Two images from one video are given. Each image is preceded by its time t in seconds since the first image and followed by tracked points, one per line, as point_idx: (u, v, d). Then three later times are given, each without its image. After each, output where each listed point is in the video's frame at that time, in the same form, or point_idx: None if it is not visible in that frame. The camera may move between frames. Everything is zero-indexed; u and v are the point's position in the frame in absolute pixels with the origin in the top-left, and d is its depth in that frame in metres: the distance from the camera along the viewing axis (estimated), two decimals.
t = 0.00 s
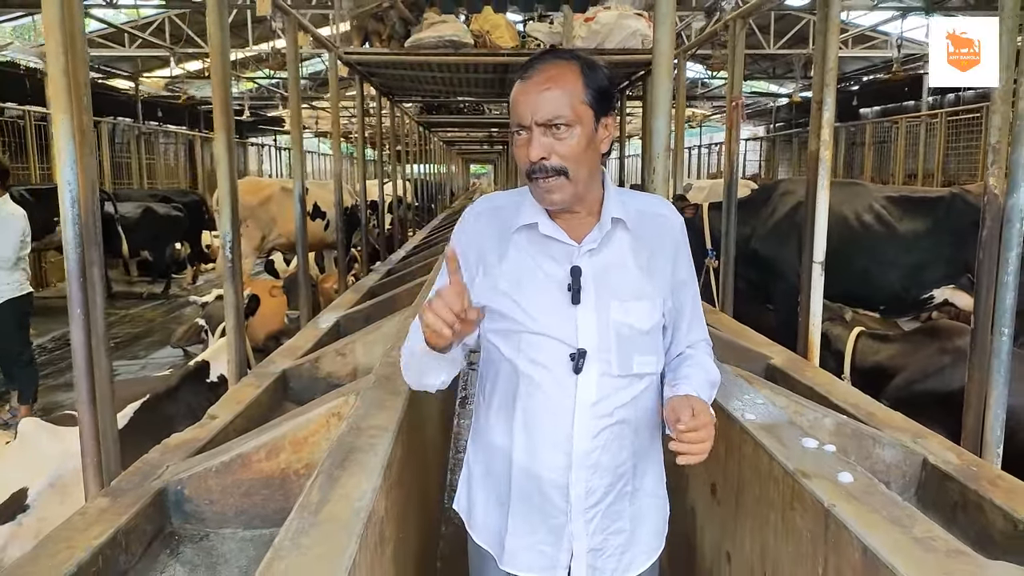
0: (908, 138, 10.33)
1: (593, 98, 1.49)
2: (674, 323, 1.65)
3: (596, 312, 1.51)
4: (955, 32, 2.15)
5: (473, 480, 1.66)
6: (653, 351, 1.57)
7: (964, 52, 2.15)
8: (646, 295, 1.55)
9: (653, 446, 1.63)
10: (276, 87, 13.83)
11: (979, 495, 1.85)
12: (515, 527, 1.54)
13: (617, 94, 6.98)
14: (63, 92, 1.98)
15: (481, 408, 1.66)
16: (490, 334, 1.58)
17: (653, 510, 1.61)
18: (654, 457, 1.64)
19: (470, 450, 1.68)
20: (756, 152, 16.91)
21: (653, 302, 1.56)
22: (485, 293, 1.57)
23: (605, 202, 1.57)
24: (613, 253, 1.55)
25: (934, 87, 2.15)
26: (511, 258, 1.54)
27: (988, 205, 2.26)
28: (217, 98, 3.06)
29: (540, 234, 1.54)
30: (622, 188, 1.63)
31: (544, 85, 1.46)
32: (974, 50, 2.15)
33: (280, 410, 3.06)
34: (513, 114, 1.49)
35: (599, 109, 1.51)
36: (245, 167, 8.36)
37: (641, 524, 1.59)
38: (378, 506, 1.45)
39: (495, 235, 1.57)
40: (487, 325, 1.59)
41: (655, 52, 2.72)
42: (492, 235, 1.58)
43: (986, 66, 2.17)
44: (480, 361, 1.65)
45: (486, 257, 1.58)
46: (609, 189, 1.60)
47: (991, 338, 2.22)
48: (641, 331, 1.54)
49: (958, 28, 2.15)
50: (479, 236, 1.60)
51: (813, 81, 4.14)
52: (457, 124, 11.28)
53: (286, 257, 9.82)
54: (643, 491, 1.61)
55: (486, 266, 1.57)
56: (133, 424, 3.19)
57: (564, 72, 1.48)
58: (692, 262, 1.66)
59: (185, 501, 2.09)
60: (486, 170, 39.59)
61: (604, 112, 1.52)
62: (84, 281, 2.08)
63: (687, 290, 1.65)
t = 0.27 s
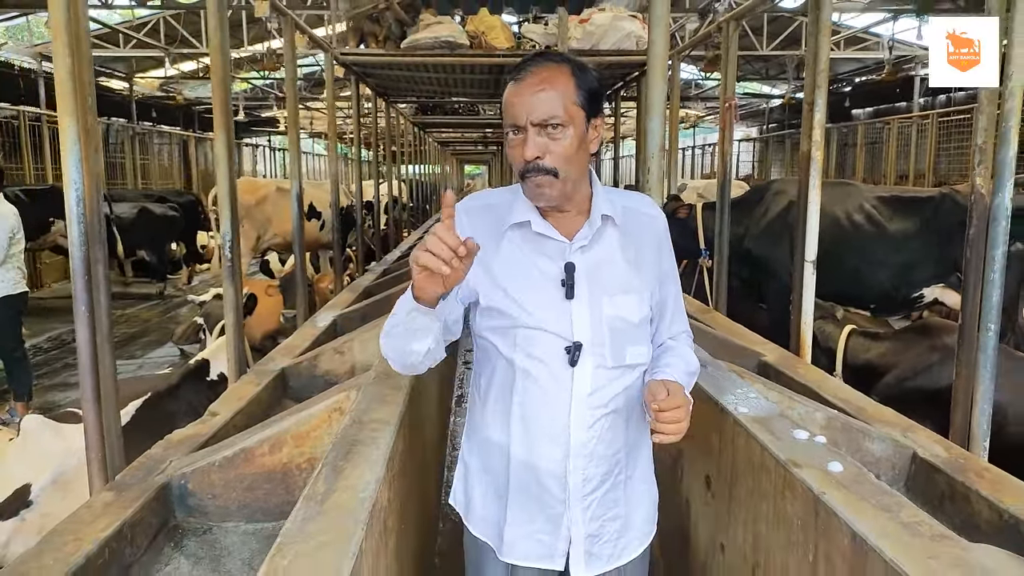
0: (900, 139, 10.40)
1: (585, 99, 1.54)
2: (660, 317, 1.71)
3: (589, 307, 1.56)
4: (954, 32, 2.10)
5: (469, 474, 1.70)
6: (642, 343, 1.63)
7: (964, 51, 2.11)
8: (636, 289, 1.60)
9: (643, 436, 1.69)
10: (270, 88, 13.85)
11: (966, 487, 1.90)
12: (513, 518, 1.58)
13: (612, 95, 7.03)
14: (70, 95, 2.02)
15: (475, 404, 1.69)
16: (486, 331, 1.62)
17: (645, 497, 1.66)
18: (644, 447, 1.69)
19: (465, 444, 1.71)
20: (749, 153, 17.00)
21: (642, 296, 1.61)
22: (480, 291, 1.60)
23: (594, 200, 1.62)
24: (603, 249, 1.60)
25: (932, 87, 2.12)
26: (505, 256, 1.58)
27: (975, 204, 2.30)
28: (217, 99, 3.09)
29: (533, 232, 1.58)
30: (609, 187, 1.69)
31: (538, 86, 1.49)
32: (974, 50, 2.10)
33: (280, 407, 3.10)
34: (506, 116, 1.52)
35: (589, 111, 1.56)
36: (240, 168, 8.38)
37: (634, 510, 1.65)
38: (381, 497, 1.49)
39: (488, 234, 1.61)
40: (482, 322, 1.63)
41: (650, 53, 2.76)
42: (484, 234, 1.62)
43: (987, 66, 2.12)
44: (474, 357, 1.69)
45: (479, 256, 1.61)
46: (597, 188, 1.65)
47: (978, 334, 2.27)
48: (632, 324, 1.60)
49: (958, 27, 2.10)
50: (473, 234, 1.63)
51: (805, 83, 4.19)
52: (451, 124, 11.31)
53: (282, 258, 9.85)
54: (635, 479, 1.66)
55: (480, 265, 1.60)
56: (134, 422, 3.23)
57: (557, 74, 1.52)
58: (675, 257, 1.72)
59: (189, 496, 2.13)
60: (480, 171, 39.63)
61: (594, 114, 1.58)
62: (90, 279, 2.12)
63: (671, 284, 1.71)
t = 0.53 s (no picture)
0: (890, 140, 10.49)
1: (573, 100, 1.58)
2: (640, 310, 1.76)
3: (577, 304, 1.60)
4: (955, 32, 2.11)
5: (459, 470, 1.72)
6: (627, 336, 1.68)
7: (964, 52, 2.11)
8: (619, 284, 1.65)
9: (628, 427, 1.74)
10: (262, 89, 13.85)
11: (951, 478, 1.95)
12: (507, 511, 1.61)
13: (604, 96, 7.07)
14: (72, 95, 2.04)
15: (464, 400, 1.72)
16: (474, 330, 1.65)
17: (630, 483, 1.72)
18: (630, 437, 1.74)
19: (454, 440, 1.74)
20: (741, 154, 17.08)
21: (626, 290, 1.66)
22: (469, 291, 1.62)
23: (577, 199, 1.66)
24: (589, 247, 1.64)
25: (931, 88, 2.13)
26: (492, 255, 1.61)
27: (960, 202, 2.35)
28: (214, 100, 3.12)
29: (520, 232, 1.61)
30: (590, 185, 1.73)
31: (530, 87, 1.53)
32: (975, 50, 2.10)
33: (277, 405, 3.13)
34: (498, 117, 1.55)
35: (576, 111, 1.60)
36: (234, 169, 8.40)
37: (621, 495, 1.70)
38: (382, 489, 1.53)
39: (472, 235, 1.62)
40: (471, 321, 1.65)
41: (643, 54, 2.80)
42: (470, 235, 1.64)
43: (987, 66, 2.12)
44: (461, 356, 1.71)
45: (466, 257, 1.63)
46: (579, 187, 1.69)
47: (963, 329, 2.33)
48: (618, 318, 1.65)
49: (959, 28, 2.11)
50: (455, 237, 1.63)
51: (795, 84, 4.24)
52: (444, 125, 11.34)
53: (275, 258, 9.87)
54: (621, 467, 1.71)
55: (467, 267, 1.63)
56: (132, 420, 3.25)
57: (547, 76, 1.55)
58: (652, 252, 1.77)
59: (190, 490, 2.16)
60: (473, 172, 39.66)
61: (580, 114, 1.62)
62: (92, 277, 2.15)
63: (649, 278, 1.77)
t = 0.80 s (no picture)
0: (883, 139, 10.55)
1: (552, 98, 1.61)
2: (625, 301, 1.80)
3: (565, 296, 1.63)
4: (955, 32, 2.13)
5: (451, 463, 1.75)
6: (614, 326, 1.72)
7: (964, 52, 2.13)
8: (604, 275, 1.69)
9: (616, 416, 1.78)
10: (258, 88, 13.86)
11: (941, 469, 1.99)
12: (501, 501, 1.64)
13: (599, 95, 7.11)
14: (74, 93, 2.07)
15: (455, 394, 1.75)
16: (463, 325, 1.68)
17: (619, 470, 1.76)
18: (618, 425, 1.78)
19: (446, 434, 1.77)
20: (735, 153, 17.15)
21: (611, 281, 1.70)
22: (459, 288, 1.66)
23: (561, 194, 1.69)
24: (574, 240, 1.67)
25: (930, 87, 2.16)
26: (480, 252, 1.64)
27: (949, 199, 2.38)
28: (212, 98, 3.14)
29: (506, 228, 1.64)
30: (572, 180, 1.77)
31: (511, 88, 1.56)
32: (974, 50, 2.13)
33: (276, 400, 3.15)
34: (479, 119, 1.59)
35: (556, 109, 1.63)
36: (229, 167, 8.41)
37: (610, 481, 1.74)
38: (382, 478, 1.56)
39: (460, 233, 1.66)
40: (460, 316, 1.68)
41: (638, 52, 2.83)
42: (458, 233, 1.66)
43: (987, 66, 2.13)
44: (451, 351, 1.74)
45: (455, 254, 1.66)
46: (562, 182, 1.73)
47: (952, 322, 2.37)
48: (604, 308, 1.68)
49: (959, 27, 2.13)
50: (443, 235, 1.67)
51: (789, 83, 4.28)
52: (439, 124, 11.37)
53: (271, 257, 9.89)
54: (610, 454, 1.75)
55: (456, 263, 1.66)
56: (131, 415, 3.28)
57: (526, 76, 1.58)
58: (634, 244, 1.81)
59: (192, 483, 2.18)
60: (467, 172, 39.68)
61: (560, 111, 1.65)
62: (94, 273, 2.18)
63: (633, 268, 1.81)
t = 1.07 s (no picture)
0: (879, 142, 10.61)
1: (538, 100, 1.65)
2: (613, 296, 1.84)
3: (555, 293, 1.68)
4: (954, 32, 2.05)
5: (447, 457, 1.79)
6: (603, 320, 1.76)
7: (964, 51, 2.05)
8: (593, 271, 1.73)
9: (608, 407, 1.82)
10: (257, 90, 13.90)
11: (932, 463, 2.03)
12: (497, 493, 1.69)
13: (598, 98, 7.16)
14: (83, 95, 2.12)
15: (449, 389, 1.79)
16: (457, 322, 1.72)
17: (611, 461, 1.81)
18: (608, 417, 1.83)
19: (442, 428, 1.81)
20: (733, 155, 17.22)
21: (599, 276, 1.75)
22: (451, 286, 1.70)
23: (549, 193, 1.74)
24: (562, 238, 1.72)
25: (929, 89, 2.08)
26: (470, 251, 1.68)
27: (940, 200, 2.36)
28: (215, 100, 3.18)
29: (495, 228, 1.68)
30: (559, 179, 1.81)
31: (498, 91, 1.60)
32: (974, 50, 2.05)
33: (278, 398, 3.19)
34: (467, 122, 1.63)
35: (542, 111, 1.68)
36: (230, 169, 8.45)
37: (602, 471, 1.79)
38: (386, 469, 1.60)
39: (451, 234, 1.70)
40: (453, 313, 1.72)
41: (635, 54, 2.88)
42: (449, 233, 1.71)
43: (986, 66, 2.06)
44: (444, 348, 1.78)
45: (447, 253, 1.70)
46: (548, 181, 1.77)
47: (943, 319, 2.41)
48: (593, 303, 1.73)
49: (957, 27, 2.05)
50: (435, 236, 1.72)
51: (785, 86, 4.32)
52: (438, 126, 11.42)
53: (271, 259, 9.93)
54: (602, 445, 1.80)
55: (448, 262, 1.70)
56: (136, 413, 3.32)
57: (513, 79, 1.63)
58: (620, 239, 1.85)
59: (198, 478, 2.22)
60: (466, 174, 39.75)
61: (546, 112, 1.69)
62: (102, 271, 2.22)
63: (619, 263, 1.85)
